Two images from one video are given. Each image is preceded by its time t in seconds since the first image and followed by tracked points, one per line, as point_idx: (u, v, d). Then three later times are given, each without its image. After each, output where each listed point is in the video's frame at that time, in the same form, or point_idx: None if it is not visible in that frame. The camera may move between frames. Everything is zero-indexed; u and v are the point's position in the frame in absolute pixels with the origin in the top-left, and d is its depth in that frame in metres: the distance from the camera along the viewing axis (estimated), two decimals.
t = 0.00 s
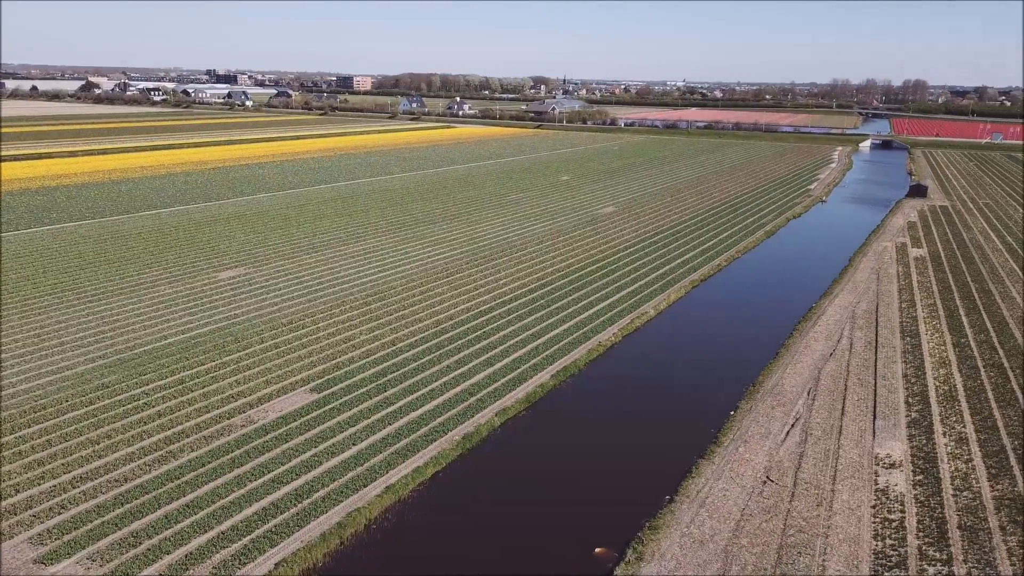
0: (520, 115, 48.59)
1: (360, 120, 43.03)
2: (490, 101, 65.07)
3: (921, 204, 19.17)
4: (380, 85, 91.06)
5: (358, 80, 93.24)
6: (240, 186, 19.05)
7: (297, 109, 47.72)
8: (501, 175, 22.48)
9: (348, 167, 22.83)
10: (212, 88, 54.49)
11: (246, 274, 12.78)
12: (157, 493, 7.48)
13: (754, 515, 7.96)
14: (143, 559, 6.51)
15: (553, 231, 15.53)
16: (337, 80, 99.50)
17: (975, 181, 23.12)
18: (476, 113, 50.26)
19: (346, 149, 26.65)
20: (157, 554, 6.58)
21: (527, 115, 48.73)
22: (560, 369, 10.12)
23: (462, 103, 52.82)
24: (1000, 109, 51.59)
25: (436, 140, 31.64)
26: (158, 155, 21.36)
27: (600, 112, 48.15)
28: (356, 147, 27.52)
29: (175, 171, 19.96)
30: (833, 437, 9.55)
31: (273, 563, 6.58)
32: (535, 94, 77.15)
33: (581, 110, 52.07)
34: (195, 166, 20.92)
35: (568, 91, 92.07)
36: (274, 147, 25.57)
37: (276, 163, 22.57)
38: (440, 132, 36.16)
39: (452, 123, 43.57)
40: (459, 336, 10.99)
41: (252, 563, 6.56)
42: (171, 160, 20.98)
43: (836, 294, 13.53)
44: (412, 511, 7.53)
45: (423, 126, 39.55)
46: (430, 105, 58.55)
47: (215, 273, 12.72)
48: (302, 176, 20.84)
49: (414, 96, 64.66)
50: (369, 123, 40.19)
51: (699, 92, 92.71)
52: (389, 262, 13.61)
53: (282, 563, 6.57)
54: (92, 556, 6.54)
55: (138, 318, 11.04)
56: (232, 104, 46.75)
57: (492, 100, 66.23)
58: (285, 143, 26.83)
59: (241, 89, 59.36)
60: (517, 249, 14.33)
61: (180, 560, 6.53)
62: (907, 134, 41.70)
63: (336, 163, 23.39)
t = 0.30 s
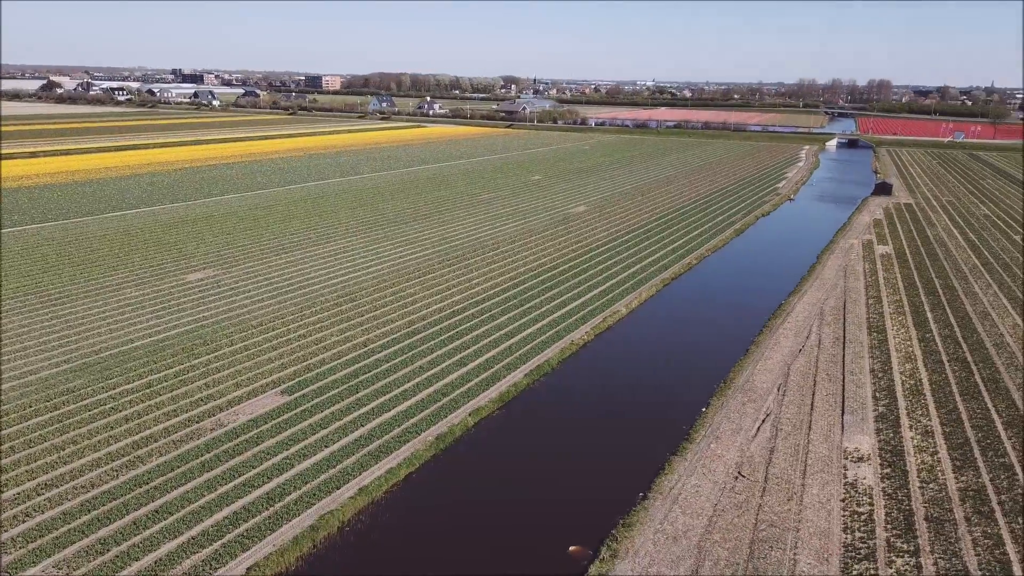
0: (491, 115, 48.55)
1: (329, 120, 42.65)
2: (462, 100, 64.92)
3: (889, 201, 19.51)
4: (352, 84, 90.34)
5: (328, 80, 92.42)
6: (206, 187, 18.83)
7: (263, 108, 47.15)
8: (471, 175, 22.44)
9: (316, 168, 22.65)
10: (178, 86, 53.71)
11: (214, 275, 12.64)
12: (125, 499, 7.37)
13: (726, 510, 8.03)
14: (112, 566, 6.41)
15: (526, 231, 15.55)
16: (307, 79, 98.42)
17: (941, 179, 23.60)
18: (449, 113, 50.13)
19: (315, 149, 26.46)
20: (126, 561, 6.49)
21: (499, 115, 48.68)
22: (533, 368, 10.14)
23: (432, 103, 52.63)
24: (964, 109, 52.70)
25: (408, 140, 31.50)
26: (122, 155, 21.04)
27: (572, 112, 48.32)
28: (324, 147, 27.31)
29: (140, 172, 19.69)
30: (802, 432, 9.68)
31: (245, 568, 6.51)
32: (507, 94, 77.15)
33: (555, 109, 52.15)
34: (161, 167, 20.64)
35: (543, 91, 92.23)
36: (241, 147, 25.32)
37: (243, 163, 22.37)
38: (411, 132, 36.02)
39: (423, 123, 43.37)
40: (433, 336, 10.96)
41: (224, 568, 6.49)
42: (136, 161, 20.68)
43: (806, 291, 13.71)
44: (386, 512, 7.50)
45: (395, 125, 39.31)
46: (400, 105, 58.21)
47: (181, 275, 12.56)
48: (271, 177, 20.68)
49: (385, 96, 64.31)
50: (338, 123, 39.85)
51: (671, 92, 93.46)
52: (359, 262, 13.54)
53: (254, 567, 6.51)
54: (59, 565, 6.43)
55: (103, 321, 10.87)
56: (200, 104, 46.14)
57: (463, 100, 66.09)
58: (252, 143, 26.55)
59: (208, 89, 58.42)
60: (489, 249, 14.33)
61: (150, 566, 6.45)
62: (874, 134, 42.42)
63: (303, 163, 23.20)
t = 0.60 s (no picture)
0: (463, 115, 48.39)
1: (297, 120, 42.19)
2: (433, 100, 64.64)
3: (857, 200, 19.82)
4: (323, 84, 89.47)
5: (299, 80, 91.46)
6: (172, 188, 18.63)
7: (229, 109, 46.46)
8: (439, 175, 22.48)
9: (286, 168, 22.55)
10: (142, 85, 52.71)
11: (181, 277, 12.48)
12: (92, 505, 7.24)
13: (699, 506, 8.10)
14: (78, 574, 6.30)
15: (499, 230, 15.56)
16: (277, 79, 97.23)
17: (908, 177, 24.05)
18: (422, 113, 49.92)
19: (282, 149, 26.19)
20: (93, 568, 6.38)
21: (470, 115, 48.54)
22: (506, 367, 10.14)
23: (403, 104, 52.31)
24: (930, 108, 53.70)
25: (379, 140, 31.33)
26: (85, 155, 20.65)
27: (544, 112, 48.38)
28: (292, 147, 27.03)
29: (104, 172, 19.37)
30: (773, 427, 9.80)
31: (216, 572, 6.44)
32: (479, 94, 77.02)
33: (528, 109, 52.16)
34: (125, 167, 20.33)
35: (518, 91, 92.26)
36: (207, 147, 25.00)
37: (210, 164, 22.11)
38: (381, 132, 35.79)
39: (394, 123, 43.11)
40: (405, 337, 10.93)
41: (194, 573, 6.41)
42: (100, 162, 20.32)
43: (776, 288, 13.88)
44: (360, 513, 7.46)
45: (366, 126, 39.03)
46: (370, 105, 57.76)
47: (148, 278, 12.39)
48: (238, 177, 20.50)
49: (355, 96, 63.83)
50: (306, 123, 39.43)
51: (644, 92, 94.00)
52: (330, 263, 13.45)
53: (225, 571, 6.44)
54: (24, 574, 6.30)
55: (68, 324, 10.68)
56: (167, 103, 45.40)
57: (434, 100, 65.82)
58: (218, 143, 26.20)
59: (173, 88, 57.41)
60: (461, 249, 14.31)
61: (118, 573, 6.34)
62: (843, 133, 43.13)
63: (271, 164, 23.06)
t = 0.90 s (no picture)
0: (435, 115, 48.18)
1: (265, 119, 41.68)
2: (404, 100, 64.31)
3: (827, 198, 20.11)
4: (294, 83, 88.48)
5: (269, 80, 90.37)
6: (139, 189, 18.37)
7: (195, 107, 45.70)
8: (410, 174, 22.49)
9: (256, 168, 22.37)
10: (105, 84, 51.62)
11: (149, 279, 12.32)
12: (59, 512, 7.12)
13: (673, 502, 8.15)
14: None
15: (472, 230, 15.56)
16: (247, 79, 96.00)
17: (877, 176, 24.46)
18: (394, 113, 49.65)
19: (250, 149, 25.89)
20: None
21: (442, 115, 48.34)
22: (479, 367, 10.13)
23: (373, 103, 51.92)
24: (896, 109, 54.67)
25: (351, 140, 31.09)
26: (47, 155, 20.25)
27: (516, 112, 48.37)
28: (260, 147, 26.75)
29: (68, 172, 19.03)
30: (745, 423, 9.91)
31: None
32: (452, 93, 76.82)
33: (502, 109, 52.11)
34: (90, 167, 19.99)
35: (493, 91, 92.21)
36: (172, 147, 24.64)
37: (177, 163, 21.86)
38: (351, 132, 35.51)
39: (365, 123, 42.79)
40: (378, 337, 10.88)
41: None
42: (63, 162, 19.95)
43: (747, 285, 14.03)
44: (334, 515, 7.41)
45: (337, 125, 38.70)
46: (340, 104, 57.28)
47: (114, 280, 12.20)
48: (205, 178, 20.32)
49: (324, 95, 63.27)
50: (275, 122, 38.96)
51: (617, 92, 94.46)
52: (300, 263, 13.36)
53: None
54: None
55: (31, 329, 10.49)
56: (131, 101, 44.58)
57: (406, 99, 65.53)
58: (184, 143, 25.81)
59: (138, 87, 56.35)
60: (434, 248, 14.30)
61: None
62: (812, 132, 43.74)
63: (241, 164, 22.87)
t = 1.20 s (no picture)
0: (408, 115, 47.92)
1: (233, 119, 41.09)
2: (376, 100, 63.87)
3: (799, 196, 20.38)
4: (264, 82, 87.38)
5: (238, 79, 89.20)
6: (106, 190, 18.08)
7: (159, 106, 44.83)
8: (381, 174, 22.43)
9: (227, 168, 22.20)
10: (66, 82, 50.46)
11: (116, 282, 12.14)
12: (25, 520, 6.99)
13: (648, 499, 8.21)
14: None
15: (447, 230, 15.55)
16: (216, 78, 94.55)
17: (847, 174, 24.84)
18: (369, 114, 49.36)
19: (218, 149, 25.56)
20: None
21: (414, 115, 48.17)
22: (454, 367, 10.12)
23: (344, 103, 51.54)
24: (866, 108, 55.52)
25: (323, 140, 30.83)
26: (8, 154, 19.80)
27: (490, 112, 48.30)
28: (227, 147, 26.42)
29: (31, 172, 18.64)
30: (718, 419, 10.01)
31: None
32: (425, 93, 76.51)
33: (478, 110, 52.05)
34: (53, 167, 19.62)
35: (466, 91, 91.97)
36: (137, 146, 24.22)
37: (142, 163, 21.53)
38: (321, 131, 35.19)
39: (336, 122, 42.41)
40: (351, 338, 10.82)
41: None
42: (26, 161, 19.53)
43: (720, 283, 14.16)
44: (308, 518, 7.34)
45: (307, 125, 38.33)
46: (310, 104, 56.65)
47: (80, 283, 12.00)
48: (172, 179, 20.07)
49: (294, 94, 62.62)
50: (242, 122, 38.40)
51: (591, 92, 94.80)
52: (271, 265, 13.24)
53: None
54: None
55: None
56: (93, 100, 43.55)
57: (377, 98, 65.06)
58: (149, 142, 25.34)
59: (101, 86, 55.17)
60: (407, 248, 14.27)
61: None
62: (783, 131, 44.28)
63: (211, 165, 22.62)
